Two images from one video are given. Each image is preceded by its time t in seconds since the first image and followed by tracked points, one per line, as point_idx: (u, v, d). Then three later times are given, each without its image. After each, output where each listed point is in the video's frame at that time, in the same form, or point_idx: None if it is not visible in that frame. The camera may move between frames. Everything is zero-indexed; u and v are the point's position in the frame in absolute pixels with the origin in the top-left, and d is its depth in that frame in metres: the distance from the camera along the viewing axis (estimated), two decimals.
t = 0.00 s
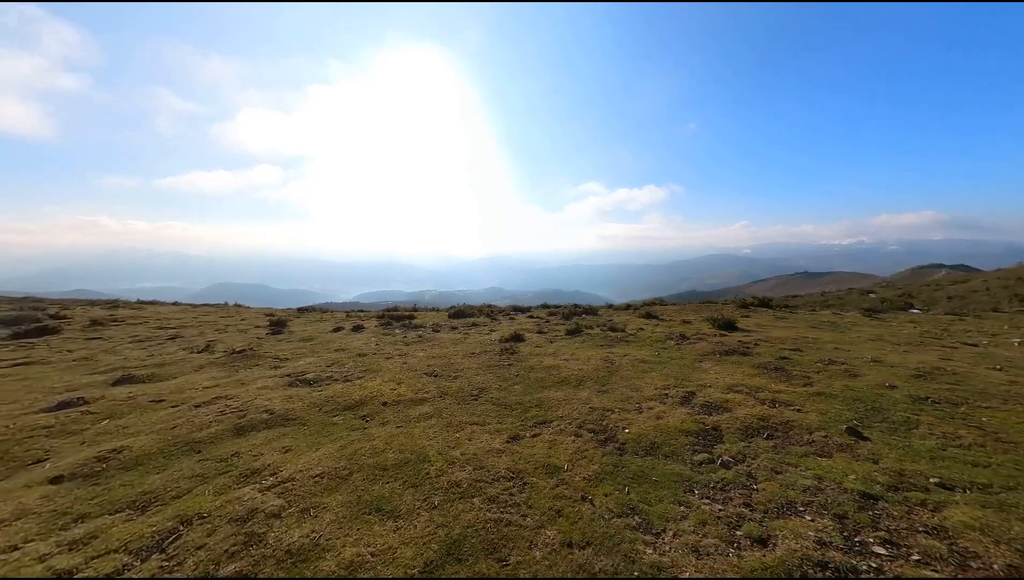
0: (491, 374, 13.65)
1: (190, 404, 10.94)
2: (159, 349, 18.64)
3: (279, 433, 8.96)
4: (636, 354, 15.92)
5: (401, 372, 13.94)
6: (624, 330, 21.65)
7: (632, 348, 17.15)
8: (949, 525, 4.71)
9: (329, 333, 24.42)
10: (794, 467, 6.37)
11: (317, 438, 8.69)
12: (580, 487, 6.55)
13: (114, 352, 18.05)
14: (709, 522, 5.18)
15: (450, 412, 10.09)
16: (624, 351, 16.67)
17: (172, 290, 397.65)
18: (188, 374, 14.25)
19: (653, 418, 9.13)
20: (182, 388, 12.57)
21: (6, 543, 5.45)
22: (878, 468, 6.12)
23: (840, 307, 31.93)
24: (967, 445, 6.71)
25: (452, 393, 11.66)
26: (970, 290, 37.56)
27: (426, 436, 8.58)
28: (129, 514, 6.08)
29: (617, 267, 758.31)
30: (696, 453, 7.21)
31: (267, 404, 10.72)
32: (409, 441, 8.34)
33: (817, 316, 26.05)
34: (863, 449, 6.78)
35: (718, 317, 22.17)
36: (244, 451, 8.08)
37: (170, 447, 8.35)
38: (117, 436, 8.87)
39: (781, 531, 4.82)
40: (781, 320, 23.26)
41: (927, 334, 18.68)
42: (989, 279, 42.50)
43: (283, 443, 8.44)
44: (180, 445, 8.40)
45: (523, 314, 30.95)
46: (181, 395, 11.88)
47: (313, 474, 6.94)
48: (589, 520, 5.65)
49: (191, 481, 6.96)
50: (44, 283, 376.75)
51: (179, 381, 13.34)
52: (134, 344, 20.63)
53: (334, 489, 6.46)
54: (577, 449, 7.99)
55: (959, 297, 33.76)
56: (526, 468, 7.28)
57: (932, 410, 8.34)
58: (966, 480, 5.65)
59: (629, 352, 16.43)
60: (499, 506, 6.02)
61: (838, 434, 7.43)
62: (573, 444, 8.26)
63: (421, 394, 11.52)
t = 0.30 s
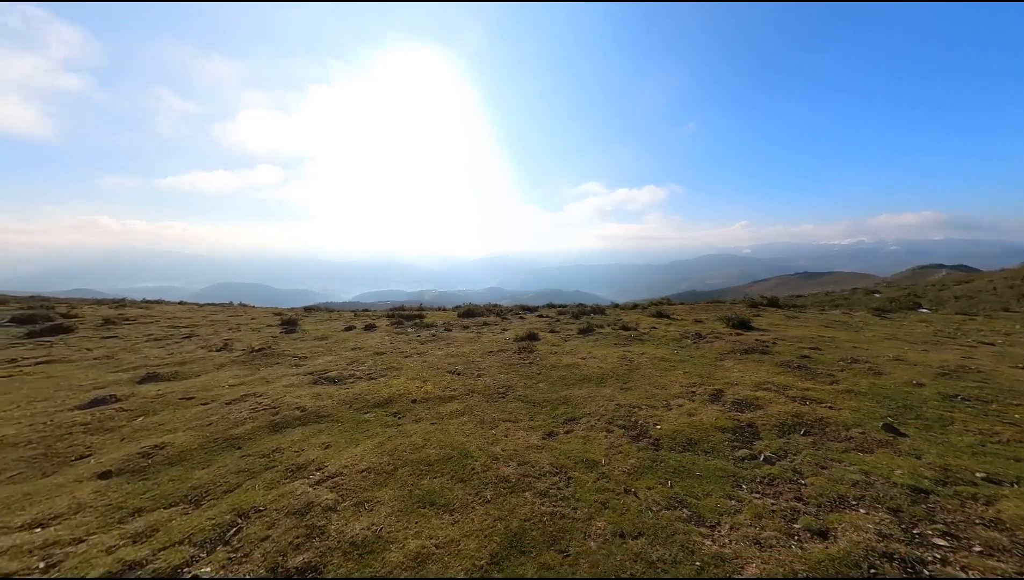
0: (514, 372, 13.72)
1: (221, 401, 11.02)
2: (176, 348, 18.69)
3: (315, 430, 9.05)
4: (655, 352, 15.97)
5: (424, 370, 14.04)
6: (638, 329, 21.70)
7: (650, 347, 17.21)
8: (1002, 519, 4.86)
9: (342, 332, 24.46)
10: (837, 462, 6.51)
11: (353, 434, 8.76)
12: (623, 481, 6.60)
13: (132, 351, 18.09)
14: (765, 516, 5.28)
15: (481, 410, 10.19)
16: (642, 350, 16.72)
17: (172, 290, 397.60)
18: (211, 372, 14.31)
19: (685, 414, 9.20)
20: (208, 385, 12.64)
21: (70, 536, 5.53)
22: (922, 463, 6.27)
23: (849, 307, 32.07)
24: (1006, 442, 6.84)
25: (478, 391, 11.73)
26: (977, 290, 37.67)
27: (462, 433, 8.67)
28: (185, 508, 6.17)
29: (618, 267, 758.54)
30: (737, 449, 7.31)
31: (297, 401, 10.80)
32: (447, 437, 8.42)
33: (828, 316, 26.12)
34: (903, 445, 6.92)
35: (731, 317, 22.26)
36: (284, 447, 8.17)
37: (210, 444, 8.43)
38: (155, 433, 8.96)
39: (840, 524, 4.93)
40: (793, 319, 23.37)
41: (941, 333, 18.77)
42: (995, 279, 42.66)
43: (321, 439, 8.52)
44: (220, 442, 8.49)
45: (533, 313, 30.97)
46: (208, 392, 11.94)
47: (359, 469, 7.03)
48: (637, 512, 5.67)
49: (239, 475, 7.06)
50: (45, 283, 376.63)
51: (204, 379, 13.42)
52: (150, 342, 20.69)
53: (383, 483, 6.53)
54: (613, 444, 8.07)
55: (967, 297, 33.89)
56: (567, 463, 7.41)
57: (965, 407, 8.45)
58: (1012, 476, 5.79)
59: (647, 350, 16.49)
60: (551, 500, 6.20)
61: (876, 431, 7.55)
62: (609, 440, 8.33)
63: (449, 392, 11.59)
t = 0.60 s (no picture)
0: (537, 371, 13.87)
1: (253, 399, 11.16)
2: (195, 347, 18.78)
3: (353, 426, 9.22)
4: (673, 351, 16.11)
5: (447, 369, 14.20)
6: (652, 329, 21.86)
7: (667, 346, 17.37)
8: None
9: (356, 331, 24.60)
10: (877, 457, 6.73)
11: (392, 431, 8.93)
12: (667, 474, 6.74)
13: (151, 350, 18.16)
14: (817, 509, 5.48)
15: (512, 407, 10.35)
16: (660, 349, 16.88)
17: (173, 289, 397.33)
18: (236, 370, 14.47)
19: (716, 411, 9.38)
20: (236, 383, 12.77)
21: (139, 527, 5.69)
22: (960, 458, 6.48)
23: (856, 307, 32.40)
24: None
25: (506, 389, 11.88)
26: (982, 290, 38.00)
27: (500, 429, 8.84)
28: (243, 501, 6.31)
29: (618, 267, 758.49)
30: (774, 445, 7.51)
31: (330, 399, 10.96)
32: (486, 433, 8.60)
33: (838, 316, 26.35)
34: (938, 440, 7.13)
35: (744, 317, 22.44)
36: (328, 442, 8.33)
37: (253, 439, 8.59)
38: (196, 430, 9.11)
39: (892, 515, 5.13)
40: (805, 319, 23.51)
41: (954, 333, 19.00)
42: (1000, 279, 42.87)
43: (362, 435, 8.69)
44: (262, 438, 8.65)
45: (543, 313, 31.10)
46: (238, 390, 12.08)
47: (407, 463, 7.20)
48: (688, 503, 5.83)
49: (290, 470, 7.23)
50: (46, 282, 376.50)
51: (231, 377, 13.58)
52: (167, 341, 20.77)
53: (434, 476, 6.71)
54: (649, 439, 8.23)
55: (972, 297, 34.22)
56: (607, 457, 7.56)
57: (992, 404, 8.67)
58: None
59: (665, 349, 16.65)
60: (600, 492, 6.38)
61: (909, 427, 7.75)
62: (644, 435, 8.50)
63: (477, 390, 11.75)
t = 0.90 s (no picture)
0: (554, 372, 13.86)
1: (275, 400, 11.15)
2: (207, 348, 18.75)
3: (379, 428, 9.21)
4: (688, 352, 16.11)
5: (465, 370, 14.20)
6: (663, 329, 21.85)
7: (681, 347, 17.35)
8: None
9: (366, 332, 24.56)
10: (913, 459, 6.76)
11: (418, 432, 8.92)
12: (703, 475, 6.74)
13: (164, 351, 18.13)
14: (862, 510, 5.49)
15: (536, 408, 10.35)
16: (674, 350, 16.85)
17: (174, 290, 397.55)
18: (252, 372, 14.46)
19: (743, 412, 9.37)
20: (255, 384, 12.76)
21: (181, 529, 5.68)
22: (997, 460, 6.52)
23: (864, 307, 32.68)
24: None
25: (527, 390, 11.86)
26: (988, 290, 38.05)
27: (527, 430, 8.84)
28: (282, 502, 6.32)
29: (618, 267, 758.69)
30: (807, 446, 7.51)
31: (351, 400, 10.94)
32: (514, 434, 8.59)
33: (847, 316, 26.36)
34: (971, 441, 7.17)
35: (755, 317, 22.43)
36: (356, 444, 8.32)
37: (281, 441, 8.58)
38: (223, 431, 9.10)
39: (939, 517, 5.16)
40: (815, 319, 23.54)
41: (967, 333, 19.00)
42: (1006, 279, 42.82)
43: (389, 436, 8.68)
44: (290, 439, 8.64)
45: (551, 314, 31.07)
46: (258, 391, 12.07)
47: (441, 464, 7.20)
48: (730, 505, 5.83)
49: (323, 471, 7.22)
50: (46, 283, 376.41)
51: (249, 378, 13.58)
52: (179, 342, 20.75)
53: (470, 478, 6.71)
54: (679, 440, 8.22)
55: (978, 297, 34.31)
56: (639, 458, 7.55)
57: (1019, 405, 8.69)
58: None
59: (679, 350, 16.65)
60: (638, 492, 6.37)
61: (940, 428, 7.77)
62: (673, 436, 8.49)
63: (498, 391, 11.73)
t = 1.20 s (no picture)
0: (575, 372, 13.48)
1: (294, 401, 10.81)
2: (217, 348, 18.40)
3: (405, 429, 8.86)
4: (710, 351, 15.74)
5: (484, 370, 13.83)
6: (678, 329, 21.47)
7: (701, 346, 16.98)
8: None
9: (375, 331, 24.16)
10: (977, 462, 6.48)
11: (447, 434, 8.57)
12: (756, 479, 6.40)
13: (173, 351, 17.78)
14: (937, 517, 5.23)
15: (564, 409, 10.00)
16: (694, 349, 16.47)
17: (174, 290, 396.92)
18: (266, 372, 14.12)
19: (782, 413, 9.03)
20: (270, 385, 12.42)
21: (214, 538, 5.36)
22: None
23: (876, 305, 32.26)
24: None
25: (551, 390, 11.50)
26: (1000, 289, 37.58)
27: (560, 433, 8.49)
28: (316, 509, 5.99)
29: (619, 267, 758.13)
30: (859, 449, 7.17)
31: (372, 401, 10.58)
32: (547, 437, 8.24)
33: (862, 315, 25.99)
34: None
35: (771, 316, 22.04)
36: (385, 447, 7.99)
37: (306, 443, 8.25)
38: (243, 434, 8.76)
39: None
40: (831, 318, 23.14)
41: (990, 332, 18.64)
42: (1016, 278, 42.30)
43: (417, 439, 8.34)
44: (315, 442, 8.31)
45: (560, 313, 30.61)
46: (274, 391, 11.72)
47: (477, 468, 6.86)
48: (794, 511, 5.50)
49: (355, 476, 6.90)
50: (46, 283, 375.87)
51: (263, 378, 13.25)
52: (186, 342, 20.38)
53: (512, 483, 6.39)
54: (720, 442, 7.87)
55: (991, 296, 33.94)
56: (683, 461, 7.20)
57: None
58: None
59: (700, 349, 16.27)
60: (691, 498, 6.03)
61: (995, 430, 7.46)
62: (713, 438, 8.13)
63: (522, 392, 11.35)
